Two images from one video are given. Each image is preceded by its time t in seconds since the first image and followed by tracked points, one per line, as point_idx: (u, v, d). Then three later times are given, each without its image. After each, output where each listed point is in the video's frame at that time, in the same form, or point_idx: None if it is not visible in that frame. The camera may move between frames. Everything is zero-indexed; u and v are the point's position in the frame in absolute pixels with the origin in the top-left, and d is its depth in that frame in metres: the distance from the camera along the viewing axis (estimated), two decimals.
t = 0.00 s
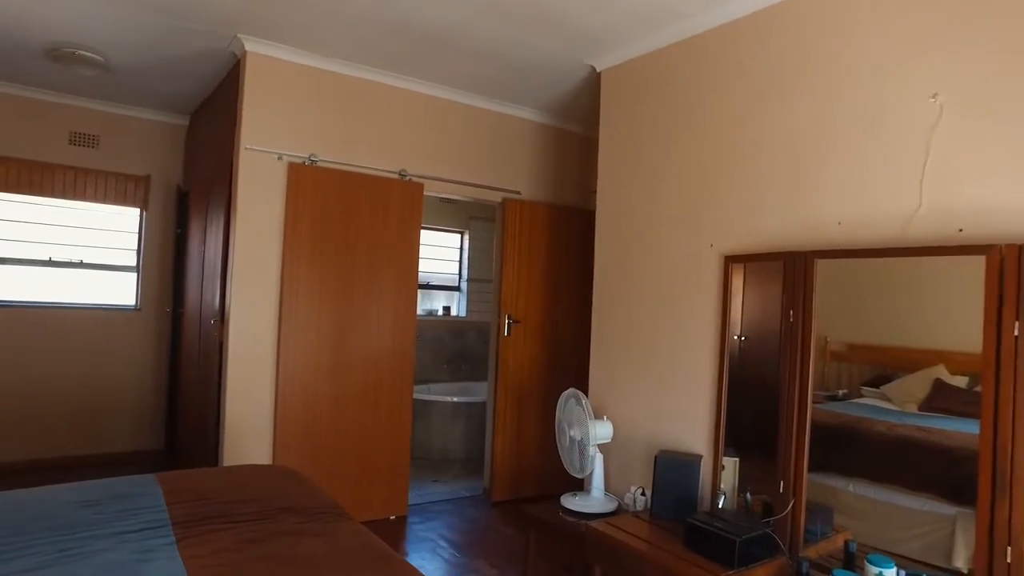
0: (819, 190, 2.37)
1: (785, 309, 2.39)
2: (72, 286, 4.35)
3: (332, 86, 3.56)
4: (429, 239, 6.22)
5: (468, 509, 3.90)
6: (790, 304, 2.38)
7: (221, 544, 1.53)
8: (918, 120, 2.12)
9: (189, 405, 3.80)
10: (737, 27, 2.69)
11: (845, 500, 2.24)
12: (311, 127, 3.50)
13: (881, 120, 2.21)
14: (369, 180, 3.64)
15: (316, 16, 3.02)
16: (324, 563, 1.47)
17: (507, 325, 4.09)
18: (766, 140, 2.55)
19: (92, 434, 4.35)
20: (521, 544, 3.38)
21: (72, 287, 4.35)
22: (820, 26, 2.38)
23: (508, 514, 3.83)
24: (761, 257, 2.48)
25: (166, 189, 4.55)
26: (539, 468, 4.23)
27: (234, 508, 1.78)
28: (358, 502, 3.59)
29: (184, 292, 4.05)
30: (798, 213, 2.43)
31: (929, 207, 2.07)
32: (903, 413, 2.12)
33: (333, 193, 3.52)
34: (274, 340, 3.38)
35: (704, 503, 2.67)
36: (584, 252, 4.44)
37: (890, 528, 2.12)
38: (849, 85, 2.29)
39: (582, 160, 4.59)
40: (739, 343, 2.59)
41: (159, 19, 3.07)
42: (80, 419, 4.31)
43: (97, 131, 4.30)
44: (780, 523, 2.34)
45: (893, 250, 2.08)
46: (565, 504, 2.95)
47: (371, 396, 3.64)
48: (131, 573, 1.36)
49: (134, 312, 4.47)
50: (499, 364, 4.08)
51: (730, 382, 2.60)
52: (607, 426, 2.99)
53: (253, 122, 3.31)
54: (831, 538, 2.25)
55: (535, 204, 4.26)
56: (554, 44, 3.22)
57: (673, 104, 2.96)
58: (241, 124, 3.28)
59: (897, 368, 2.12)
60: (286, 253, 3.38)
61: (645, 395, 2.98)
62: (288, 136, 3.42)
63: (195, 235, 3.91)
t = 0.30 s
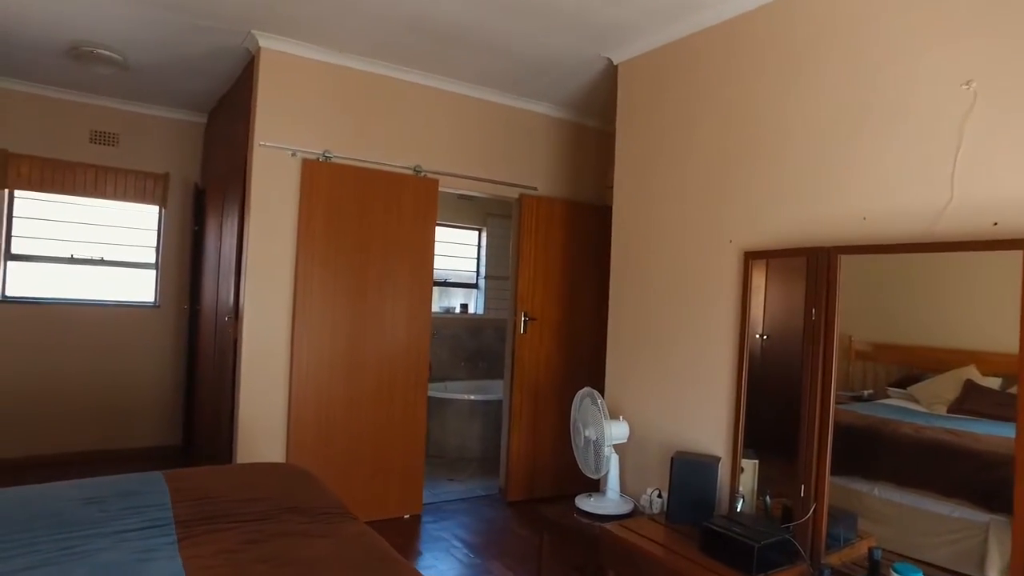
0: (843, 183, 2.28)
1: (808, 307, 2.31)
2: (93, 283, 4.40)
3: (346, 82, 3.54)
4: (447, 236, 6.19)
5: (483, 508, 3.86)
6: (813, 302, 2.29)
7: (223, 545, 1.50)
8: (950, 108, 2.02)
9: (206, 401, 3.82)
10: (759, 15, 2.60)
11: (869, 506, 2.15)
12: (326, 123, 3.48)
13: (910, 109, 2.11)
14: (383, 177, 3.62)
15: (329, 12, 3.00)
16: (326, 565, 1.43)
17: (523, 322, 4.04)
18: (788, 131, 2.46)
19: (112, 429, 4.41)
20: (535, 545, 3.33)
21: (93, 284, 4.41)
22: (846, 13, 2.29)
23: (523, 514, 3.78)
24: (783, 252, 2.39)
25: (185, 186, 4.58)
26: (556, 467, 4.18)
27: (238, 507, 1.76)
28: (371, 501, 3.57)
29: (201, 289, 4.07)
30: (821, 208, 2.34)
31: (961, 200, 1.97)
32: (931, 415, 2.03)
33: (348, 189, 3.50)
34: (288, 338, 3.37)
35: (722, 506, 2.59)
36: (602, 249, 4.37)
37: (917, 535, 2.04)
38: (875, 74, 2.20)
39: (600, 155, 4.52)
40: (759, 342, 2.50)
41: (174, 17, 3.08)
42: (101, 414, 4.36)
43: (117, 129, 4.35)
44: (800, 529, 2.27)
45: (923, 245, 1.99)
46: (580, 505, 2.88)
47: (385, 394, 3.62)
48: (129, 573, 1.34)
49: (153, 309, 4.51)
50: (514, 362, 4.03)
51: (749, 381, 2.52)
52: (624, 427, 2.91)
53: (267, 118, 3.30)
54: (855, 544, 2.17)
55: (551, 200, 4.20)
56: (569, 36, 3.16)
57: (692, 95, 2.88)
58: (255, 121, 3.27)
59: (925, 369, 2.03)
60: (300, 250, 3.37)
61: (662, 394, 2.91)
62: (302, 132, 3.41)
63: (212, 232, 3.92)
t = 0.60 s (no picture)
0: (866, 176, 2.18)
1: (828, 304, 2.22)
2: (111, 279, 4.44)
3: (358, 77, 3.51)
4: (463, 233, 6.16)
5: (496, 507, 3.82)
6: (834, 299, 2.20)
7: (218, 544, 1.47)
8: (980, 96, 1.92)
9: (219, 397, 3.83)
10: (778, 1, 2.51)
11: (892, 511, 2.05)
12: (337, 118, 3.46)
13: (937, 97, 2.01)
14: (396, 174, 3.58)
15: (338, 6, 2.97)
16: (322, 567, 1.40)
17: (537, 320, 3.98)
18: (808, 122, 2.37)
19: (129, 424, 4.45)
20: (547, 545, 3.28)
21: (110, 280, 4.44)
22: None
23: (537, 514, 3.74)
24: (803, 248, 2.31)
25: (201, 183, 4.60)
26: (570, 467, 4.13)
27: (236, 506, 1.73)
28: (382, 500, 3.55)
29: (216, 286, 4.08)
30: (841, 202, 2.26)
31: (992, 192, 1.87)
32: (959, 417, 1.93)
33: (359, 185, 3.48)
34: (298, 334, 3.36)
35: (738, 510, 2.51)
36: (618, 246, 4.30)
37: (942, 543, 1.94)
38: (899, 62, 2.11)
39: (617, 151, 4.44)
40: (777, 340, 2.42)
41: (185, 14, 3.08)
42: (118, 409, 4.41)
43: (135, 127, 4.38)
44: (819, 535, 2.18)
45: (950, 239, 1.90)
46: (592, 506, 2.76)
47: (396, 393, 3.59)
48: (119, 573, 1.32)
49: (170, 305, 4.54)
50: (528, 361, 3.98)
51: (768, 381, 2.44)
52: (637, 425, 2.85)
53: (279, 114, 3.29)
54: (878, 552, 2.09)
55: (566, 196, 4.14)
56: (582, 28, 3.09)
57: (708, 86, 2.80)
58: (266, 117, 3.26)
59: (953, 370, 1.93)
60: (311, 247, 3.36)
61: (677, 394, 2.83)
62: (314, 128, 3.39)
63: (226, 228, 3.93)
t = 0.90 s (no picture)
0: (896, 168, 2.08)
1: (855, 303, 2.12)
2: (135, 276, 4.51)
3: (374, 72, 3.48)
4: (484, 230, 6.11)
5: (513, 508, 3.77)
6: (861, 298, 2.11)
7: (218, 545, 1.44)
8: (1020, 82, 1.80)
9: (238, 394, 3.85)
10: None
11: (925, 521, 1.96)
12: (353, 114, 3.43)
13: (974, 85, 1.90)
14: (412, 170, 3.55)
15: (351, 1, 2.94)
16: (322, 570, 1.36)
17: (556, 318, 3.92)
18: (835, 113, 2.27)
19: (152, 420, 4.50)
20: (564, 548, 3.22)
21: (134, 277, 4.50)
22: None
23: (554, 515, 3.68)
24: (828, 244, 2.21)
25: (222, 181, 4.63)
26: (590, 468, 4.06)
27: (240, 505, 1.71)
28: (398, 499, 3.53)
29: (235, 283, 4.09)
30: (869, 196, 2.15)
31: None
32: (996, 423, 1.82)
33: (375, 182, 3.45)
34: (314, 332, 3.35)
35: (760, 517, 2.42)
36: (640, 243, 4.21)
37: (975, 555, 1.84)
38: (933, 48, 2.00)
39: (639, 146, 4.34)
40: (802, 340, 2.33)
41: (200, 11, 3.08)
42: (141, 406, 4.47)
43: (157, 125, 4.42)
44: (844, 545, 2.09)
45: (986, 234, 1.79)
46: (609, 510, 2.68)
47: (413, 392, 3.57)
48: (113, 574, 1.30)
49: (191, 302, 4.58)
50: (546, 360, 3.92)
51: (791, 383, 2.34)
52: (656, 427, 2.79)
53: (295, 110, 3.28)
54: (908, 565, 1.98)
55: (586, 192, 4.06)
56: (599, 20, 3.02)
57: (730, 77, 2.70)
58: (282, 114, 3.25)
59: (989, 372, 1.83)
60: (327, 244, 3.34)
61: (697, 395, 2.75)
62: (330, 124, 3.37)
63: (245, 225, 3.94)
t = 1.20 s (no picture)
0: (931, 161, 1.97)
1: (887, 303, 2.03)
2: (164, 274, 4.58)
3: (395, 69, 3.46)
4: (510, 229, 6.07)
5: (535, 509, 3.73)
6: (893, 298, 2.01)
7: (222, 544, 1.43)
8: None
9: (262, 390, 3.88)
10: None
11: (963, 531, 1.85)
12: (373, 112, 3.42)
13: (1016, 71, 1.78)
14: (433, 168, 3.53)
15: None
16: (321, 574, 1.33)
17: (580, 317, 3.86)
18: (866, 104, 2.17)
19: (181, 415, 4.58)
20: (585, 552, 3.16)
21: (163, 275, 4.58)
22: None
23: (576, 517, 3.63)
24: (858, 242, 2.12)
25: (249, 180, 4.68)
26: (614, 469, 3.99)
27: (248, 504, 1.70)
28: (419, 498, 3.51)
29: (261, 280, 4.13)
30: (902, 191, 2.05)
31: None
32: None
33: (396, 180, 3.44)
34: (335, 330, 3.35)
35: (786, 524, 2.35)
36: (666, 241, 4.12)
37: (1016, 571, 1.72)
38: (971, 32, 1.88)
39: (665, 142, 4.24)
40: (831, 342, 2.23)
41: (223, 11, 3.10)
42: (171, 401, 4.55)
43: (185, 125, 4.49)
44: (874, 557, 2.00)
45: None
46: (630, 514, 2.62)
47: (433, 391, 3.55)
48: (117, 572, 1.29)
49: (219, 300, 4.64)
50: (569, 359, 3.86)
51: (820, 385, 2.25)
52: (680, 430, 2.71)
53: (316, 109, 3.28)
54: None
55: (610, 189, 3.99)
56: (621, 13, 2.95)
57: (757, 68, 2.60)
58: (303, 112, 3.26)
59: None
60: (348, 242, 3.34)
61: (722, 397, 2.67)
62: (351, 122, 3.37)
63: (270, 224, 3.98)
